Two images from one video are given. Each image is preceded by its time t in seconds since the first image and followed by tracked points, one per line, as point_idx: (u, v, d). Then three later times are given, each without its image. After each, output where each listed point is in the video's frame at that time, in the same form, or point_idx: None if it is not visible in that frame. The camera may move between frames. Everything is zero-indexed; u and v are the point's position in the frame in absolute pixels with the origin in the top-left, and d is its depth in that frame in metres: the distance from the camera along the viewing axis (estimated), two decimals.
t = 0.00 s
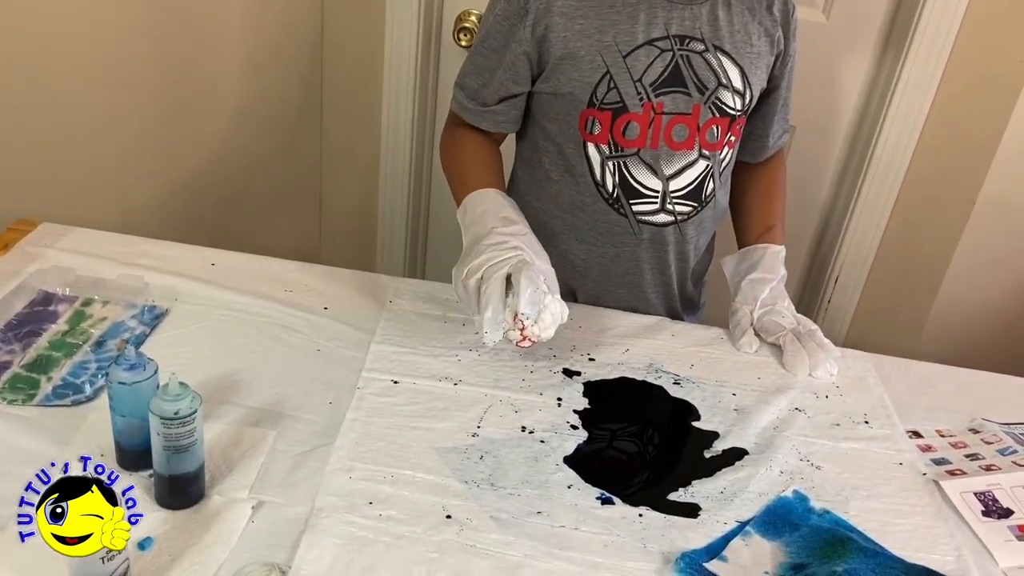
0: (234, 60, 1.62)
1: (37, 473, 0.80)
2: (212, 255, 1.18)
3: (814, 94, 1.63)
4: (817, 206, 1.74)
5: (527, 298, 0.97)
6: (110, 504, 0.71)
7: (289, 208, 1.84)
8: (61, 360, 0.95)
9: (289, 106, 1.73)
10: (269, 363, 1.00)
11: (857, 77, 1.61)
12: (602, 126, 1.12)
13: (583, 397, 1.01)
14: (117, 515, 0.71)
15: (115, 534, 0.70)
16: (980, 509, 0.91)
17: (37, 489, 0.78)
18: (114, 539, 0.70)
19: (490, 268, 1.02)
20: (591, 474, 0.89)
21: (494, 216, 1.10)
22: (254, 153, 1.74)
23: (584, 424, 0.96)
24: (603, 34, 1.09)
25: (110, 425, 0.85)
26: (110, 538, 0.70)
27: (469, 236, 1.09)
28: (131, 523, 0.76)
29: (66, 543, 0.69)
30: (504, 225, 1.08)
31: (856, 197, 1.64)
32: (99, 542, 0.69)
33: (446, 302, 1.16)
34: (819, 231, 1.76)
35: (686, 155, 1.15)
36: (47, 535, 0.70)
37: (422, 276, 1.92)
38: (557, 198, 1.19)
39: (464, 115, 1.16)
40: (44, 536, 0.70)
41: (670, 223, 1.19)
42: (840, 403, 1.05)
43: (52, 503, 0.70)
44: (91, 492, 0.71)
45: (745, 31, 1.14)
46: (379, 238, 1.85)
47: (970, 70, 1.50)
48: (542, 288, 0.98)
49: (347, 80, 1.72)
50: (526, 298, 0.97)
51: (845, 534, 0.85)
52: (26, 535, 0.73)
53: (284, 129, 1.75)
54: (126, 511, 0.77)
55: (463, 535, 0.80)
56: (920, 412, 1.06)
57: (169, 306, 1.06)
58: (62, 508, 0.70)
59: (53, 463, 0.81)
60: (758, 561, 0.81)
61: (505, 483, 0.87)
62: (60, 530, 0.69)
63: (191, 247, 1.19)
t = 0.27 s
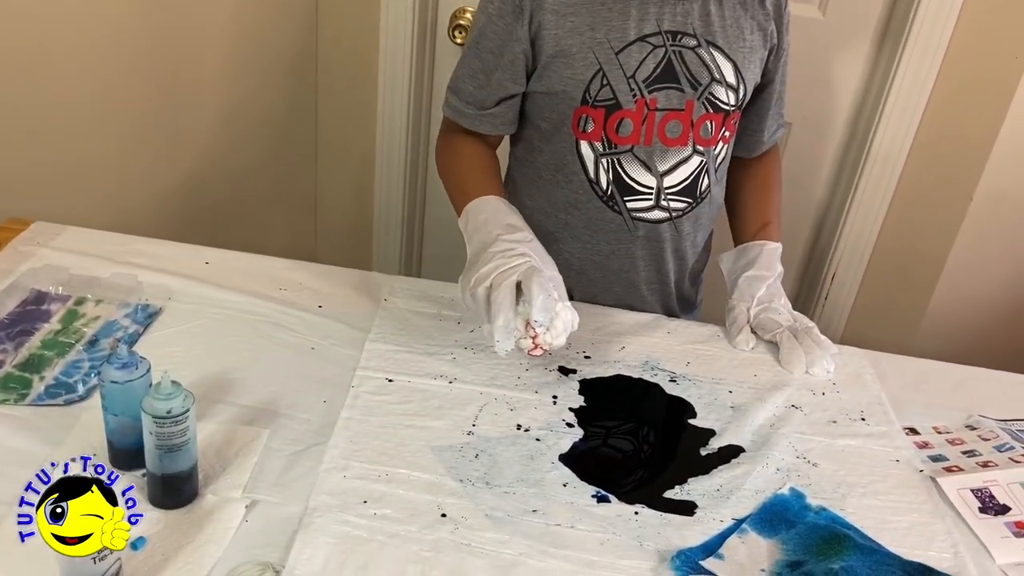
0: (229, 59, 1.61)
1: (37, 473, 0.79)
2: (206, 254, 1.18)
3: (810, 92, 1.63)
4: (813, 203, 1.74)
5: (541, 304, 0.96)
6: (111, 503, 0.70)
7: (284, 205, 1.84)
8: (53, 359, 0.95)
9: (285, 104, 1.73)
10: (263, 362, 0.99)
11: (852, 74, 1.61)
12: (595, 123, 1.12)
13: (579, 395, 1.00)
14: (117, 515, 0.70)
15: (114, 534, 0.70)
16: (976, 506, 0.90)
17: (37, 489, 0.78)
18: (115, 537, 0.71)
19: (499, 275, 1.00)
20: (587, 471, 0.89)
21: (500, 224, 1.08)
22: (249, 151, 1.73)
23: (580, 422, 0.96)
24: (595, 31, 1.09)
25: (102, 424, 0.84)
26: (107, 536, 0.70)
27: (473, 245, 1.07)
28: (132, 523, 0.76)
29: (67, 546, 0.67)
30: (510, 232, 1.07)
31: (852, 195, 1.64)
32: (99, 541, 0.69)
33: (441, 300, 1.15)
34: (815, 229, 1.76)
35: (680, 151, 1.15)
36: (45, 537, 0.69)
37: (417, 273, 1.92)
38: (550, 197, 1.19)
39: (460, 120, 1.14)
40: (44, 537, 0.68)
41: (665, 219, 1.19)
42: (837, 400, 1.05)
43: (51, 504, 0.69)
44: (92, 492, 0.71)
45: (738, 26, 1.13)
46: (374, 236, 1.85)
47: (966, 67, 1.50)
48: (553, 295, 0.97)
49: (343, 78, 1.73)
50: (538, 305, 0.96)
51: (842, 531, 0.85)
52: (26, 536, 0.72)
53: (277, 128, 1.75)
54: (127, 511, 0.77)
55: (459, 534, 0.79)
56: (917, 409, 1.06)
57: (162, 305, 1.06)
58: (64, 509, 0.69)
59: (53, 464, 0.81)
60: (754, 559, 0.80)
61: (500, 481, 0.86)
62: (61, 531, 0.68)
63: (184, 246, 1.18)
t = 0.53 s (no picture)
0: (223, 58, 1.61)
1: (36, 473, 0.79)
2: (200, 252, 1.17)
3: (804, 89, 1.63)
4: (809, 200, 1.74)
5: (542, 300, 0.95)
6: (111, 503, 0.70)
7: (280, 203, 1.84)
8: (46, 357, 0.94)
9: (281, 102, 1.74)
10: (256, 360, 0.99)
11: (847, 71, 1.61)
12: (595, 121, 1.12)
13: (573, 392, 1.00)
14: (116, 515, 0.71)
15: (114, 534, 0.71)
16: (971, 502, 0.90)
17: (37, 490, 0.77)
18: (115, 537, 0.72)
19: (500, 272, 1.00)
20: (582, 468, 0.89)
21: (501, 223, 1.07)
22: (243, 148, 1.73)
23: (574, 420, 0.96)
24: (593, 28, 1.08)
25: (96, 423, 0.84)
26: (106, 535, 0.70)
27: (475, 245, 1.06)
28: (132, 523, 0.76)
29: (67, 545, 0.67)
30: (510, 229, 1.06)
31: (847, 193, 1.64)
32: (99, 540, 0.69)
33: (436, 298, 1.15)
34: (810, 225, 1.76)
35: (680, 147, 1.15)
36: (44, 537, 0.68)
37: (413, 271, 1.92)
38: (549, 195, 1.18)
39: (459, 124, 1.13)
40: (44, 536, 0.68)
41: (666, 216, 1.19)
42: (831, 396, 1.05)
43: (52, 503, 0.68)
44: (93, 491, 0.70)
45: (734, 21, 1.13)
46: (370, 234, 1.85)
47: (960, 64, 1.50)
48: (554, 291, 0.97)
49: (338, 76, 1.73)
50: (541, 302, 0.96)
51: (836, 527, 0.85)
52: (26, 535, 0.72)
53: (272, 127, 1.75)
54: (127, 511, 0.77)
55: (452, 531, 0.79)
56: (911, 405, 1.06)
57: (155, 303, 1.05)
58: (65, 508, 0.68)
59: (52, 464, 0.80)
60: (748, 556, 0.80)
61: (494, 478, 0.86)
62: (62, 530, 0.67)
63: (178, 245, 1.18)
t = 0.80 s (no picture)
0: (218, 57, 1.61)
1: (37, 473, 0.79)
2: (197, 250, 1.17)
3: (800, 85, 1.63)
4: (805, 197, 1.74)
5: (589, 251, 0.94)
6: (110, 503, 0.70)
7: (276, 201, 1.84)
8: (43, 356, 0.94)
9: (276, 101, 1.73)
10: (253, 357, 0.99)
11: (843, 67, 1.61)
12: (595, 116, 1.12)
13: (571, 389, 1.01)
14: (117, 515, 0.71)
15: (115, 534, 0.71)
16: (967, 497, 0.90)
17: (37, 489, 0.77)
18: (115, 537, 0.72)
19: (536, 232, 0.96)
20: (579, 465, 0.89)
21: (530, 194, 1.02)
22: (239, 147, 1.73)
23: (572, 416, 0.96)
24: (596, 23, 1.09)
25: (93, 422, 0.84)
26: (106, 535, 0.70)
27: (499, 220, 1.01)
28: (132, 523, 0.75)
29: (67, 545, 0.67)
30: (531, 202, 1.01)
31: (843, 190, 1.64)
32: (99, 540, 0.69)
33: (433, 296, 1.15)
34: (807, 221, 1.76)
35: (679, 144, 1.15)
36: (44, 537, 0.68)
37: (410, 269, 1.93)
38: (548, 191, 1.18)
39: (460, 116, 1.10)
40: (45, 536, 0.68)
41: (664, 213, 1.19)
42: (828, 392, 1.05)
43: (52, 504, 0.68)
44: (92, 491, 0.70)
45: (735, 20, 1.14)
46: (366, 232, 1.85)
47: (957, 61, 1.50)
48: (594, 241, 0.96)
49: (334, 75, 1.73)
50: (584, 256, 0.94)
51: (833, 522, 0.85)
52: (26, 535, 0.72)
53: (267, 125, 1.74)
54: (127, 511, 0.77)
55: (450, 528, 0.79)
56: (908, 400, 1.06)
57: (152, 302, 1.05)
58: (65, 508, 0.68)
59: (52, 463, 0.80)
60: (746, 551, 0.80)
61: (492, 475, 0.86)
62: (62, 530, 0.67)
63: (175, 243, 1.18)
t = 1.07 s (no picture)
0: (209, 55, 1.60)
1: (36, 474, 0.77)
2: (188, 248, 1.17)
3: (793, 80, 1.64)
4: (796, 192, 1.74)
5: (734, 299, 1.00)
6: (111, 503, 0.70)
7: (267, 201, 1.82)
8: (34, 354, 0.94)
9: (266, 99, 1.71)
10: (245, 354, 0.99)
11: (835, 62, 1.62)
12: (612, 110, 1.11)
13: (562, 383, 1.01)
14: (117, 515, 0.70)
15: (115, 534, 0.71)
16: (957, 489, 0.91)
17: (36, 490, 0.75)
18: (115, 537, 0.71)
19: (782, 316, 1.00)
20: (571, 458, 0.89)
21: (658, 254, 1.05)
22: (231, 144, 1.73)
23: (563, 411, 0.96)
24: (616, 18, 1.06)
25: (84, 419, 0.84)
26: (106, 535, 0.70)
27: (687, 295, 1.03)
28: (132, 524, 0.75)
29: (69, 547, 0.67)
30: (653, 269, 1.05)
31: (835, 184, 1.65)
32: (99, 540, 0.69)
33: (425, 292, 1.15)
34: (800, 215, 1.77)
35: (690, 136, 1.15)
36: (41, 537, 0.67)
37: (404, 265, 1.96)
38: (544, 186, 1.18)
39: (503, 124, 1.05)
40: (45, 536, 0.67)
41: (672, 203, 1.20)
42: (818, 386, 1.06)
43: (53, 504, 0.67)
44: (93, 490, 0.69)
45: (743, 12, 1.14)
46: (358, 227, 1.87)
47: (947, 56, 1.50)
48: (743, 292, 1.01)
49: (325, 72, 1.73)
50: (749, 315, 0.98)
51: (823, 515, 0.85)
52: (24, 535, 0.70)
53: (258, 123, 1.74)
54: (127, 512, 0.76)
55: (442, 522, 0.80)
56: (898, 393, 1.07)
57: (143, 299, 1.05)
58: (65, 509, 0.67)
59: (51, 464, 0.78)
60: (736, 544, 0.81)
61: (483, 470, 0.86)
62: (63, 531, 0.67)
63: (168, 240, 1.18)
